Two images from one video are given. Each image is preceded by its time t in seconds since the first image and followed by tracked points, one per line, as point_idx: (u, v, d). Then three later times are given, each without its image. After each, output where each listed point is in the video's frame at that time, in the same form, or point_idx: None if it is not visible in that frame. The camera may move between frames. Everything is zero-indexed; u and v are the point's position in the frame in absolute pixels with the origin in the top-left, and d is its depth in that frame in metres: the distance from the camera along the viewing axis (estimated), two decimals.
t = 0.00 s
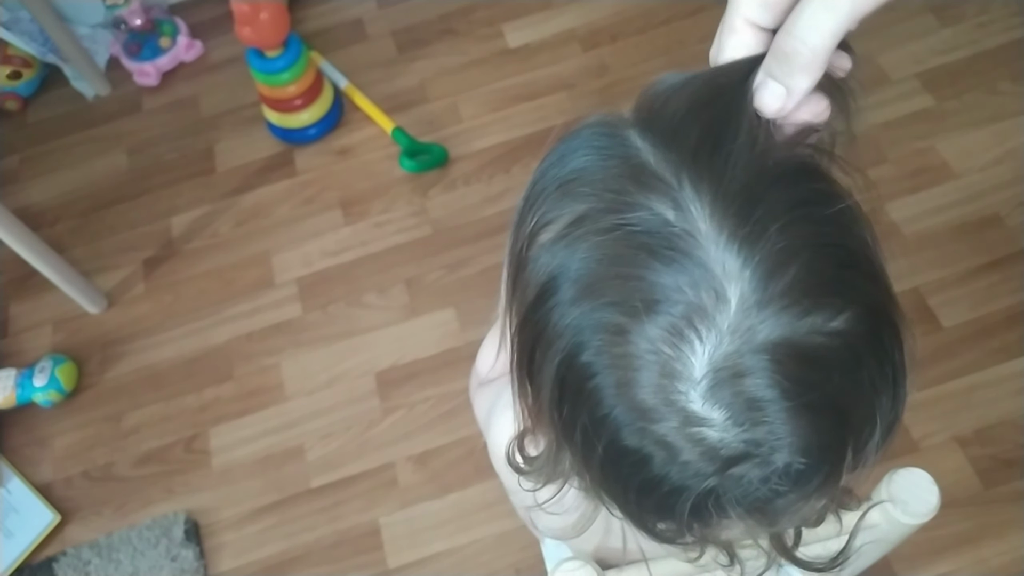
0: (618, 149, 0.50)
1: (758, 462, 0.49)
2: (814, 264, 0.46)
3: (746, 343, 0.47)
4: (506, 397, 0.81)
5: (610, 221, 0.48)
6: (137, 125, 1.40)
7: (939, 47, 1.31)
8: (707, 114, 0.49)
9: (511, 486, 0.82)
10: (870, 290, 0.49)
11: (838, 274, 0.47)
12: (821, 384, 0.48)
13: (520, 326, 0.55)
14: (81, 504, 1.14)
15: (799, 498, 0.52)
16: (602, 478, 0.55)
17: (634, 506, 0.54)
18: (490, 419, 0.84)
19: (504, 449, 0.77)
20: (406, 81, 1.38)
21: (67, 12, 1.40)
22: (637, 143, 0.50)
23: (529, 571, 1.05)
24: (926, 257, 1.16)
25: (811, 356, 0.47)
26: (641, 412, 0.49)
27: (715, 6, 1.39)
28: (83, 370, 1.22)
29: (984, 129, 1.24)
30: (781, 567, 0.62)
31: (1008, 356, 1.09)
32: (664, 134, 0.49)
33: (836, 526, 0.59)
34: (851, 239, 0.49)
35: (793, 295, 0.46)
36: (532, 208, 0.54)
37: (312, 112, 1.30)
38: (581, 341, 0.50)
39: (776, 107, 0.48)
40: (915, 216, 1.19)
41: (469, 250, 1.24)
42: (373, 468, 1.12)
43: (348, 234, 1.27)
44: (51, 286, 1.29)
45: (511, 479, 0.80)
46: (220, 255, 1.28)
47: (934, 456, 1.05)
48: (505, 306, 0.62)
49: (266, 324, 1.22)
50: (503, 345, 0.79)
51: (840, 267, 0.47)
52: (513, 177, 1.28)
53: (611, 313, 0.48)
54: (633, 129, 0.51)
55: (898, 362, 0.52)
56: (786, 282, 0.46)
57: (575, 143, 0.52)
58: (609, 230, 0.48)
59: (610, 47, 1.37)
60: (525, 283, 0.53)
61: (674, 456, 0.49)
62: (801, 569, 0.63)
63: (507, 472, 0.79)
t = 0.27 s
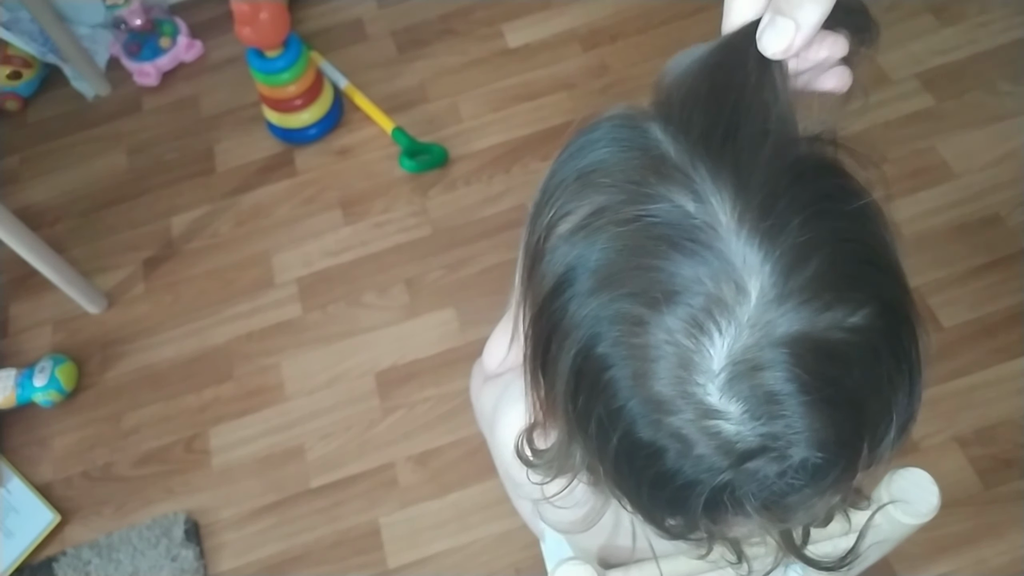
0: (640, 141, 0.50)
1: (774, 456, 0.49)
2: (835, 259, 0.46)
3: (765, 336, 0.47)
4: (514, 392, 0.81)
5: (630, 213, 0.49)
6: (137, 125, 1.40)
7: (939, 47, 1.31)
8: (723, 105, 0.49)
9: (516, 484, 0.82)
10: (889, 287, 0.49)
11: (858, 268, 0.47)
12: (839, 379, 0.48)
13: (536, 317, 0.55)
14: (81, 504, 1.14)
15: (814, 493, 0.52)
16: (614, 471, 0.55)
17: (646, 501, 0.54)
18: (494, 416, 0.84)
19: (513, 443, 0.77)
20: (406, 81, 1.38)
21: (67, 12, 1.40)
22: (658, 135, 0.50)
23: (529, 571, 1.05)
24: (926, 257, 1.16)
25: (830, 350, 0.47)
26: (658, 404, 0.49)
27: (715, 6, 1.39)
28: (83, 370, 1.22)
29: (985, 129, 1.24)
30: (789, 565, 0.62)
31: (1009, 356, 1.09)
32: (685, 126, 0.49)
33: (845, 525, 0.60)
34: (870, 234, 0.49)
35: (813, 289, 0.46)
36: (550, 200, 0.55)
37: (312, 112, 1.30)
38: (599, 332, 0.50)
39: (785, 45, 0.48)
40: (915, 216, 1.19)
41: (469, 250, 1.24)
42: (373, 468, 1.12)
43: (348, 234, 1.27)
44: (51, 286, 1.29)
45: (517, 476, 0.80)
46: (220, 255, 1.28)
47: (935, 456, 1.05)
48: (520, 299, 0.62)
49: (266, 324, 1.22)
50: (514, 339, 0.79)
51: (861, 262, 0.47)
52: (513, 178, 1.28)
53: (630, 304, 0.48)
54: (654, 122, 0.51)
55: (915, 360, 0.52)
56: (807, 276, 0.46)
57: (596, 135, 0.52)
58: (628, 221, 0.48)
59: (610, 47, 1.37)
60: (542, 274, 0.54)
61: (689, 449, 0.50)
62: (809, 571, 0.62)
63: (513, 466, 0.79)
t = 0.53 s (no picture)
0: (649, 132, 0.50)
1: (788, 443, 0.49)
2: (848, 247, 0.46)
3: (778, 324, 0.47)
4: (519, 387, 0.80)
5: (642, 202, 0.48)
6: (137, 125, 1.40)
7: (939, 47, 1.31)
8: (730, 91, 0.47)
9: (519, 481, 0.83)
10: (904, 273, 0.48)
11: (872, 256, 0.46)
12: (853, 366, 0.48)
13: (546, 309, 0.55)
14: (81, 504, 1.14)
15: (827, 481, 0.52)
16: (626, 461, 0.55)
17: (658, 491, 0.54)
18: (496, 414, 0.84)
19: (516, 440, 0.77)
20: (406, 81, 1.38)
21: (67, 12, 1.40)
22: (668, 124, 0.49)
23: (530, 571, 1.05)
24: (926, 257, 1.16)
25: (844, 338, 0.47)
26: (670, 394, 0.49)
27: (715, 6, 1.39)
28: (83, 370, 1.22)
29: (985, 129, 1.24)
30: (797, 564, 0.61)
31: (1009, 356, 1.09)
32: (695, 114, 0.49)
33: (854, 519, 0.60)
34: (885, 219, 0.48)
35: (825, 277, 0.45)
36: (559, 192, 0.54)
37: (312, 112, 1.30)
38: (610, 322, 0.50)
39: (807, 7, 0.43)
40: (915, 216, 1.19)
41: (469, 250, 1.24)
42: (373, 468, 1.12)
43: (348, 234, 1.27)
44: (52, 286, 1.29)
45: (520, 473, 0.80)
46: (220, 255, 1.28)
47: (934, 456, 1.05)
48: (529, 290, 0.62)
49: (266, 324, 1.22)
50: (521, 334, 0.79)
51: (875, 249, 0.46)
52: (513, 177, 1.28)
53: (642, 293, 0.48)
54: (664, 111, 0.50)
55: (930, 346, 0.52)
56: (819, 264, 0.46)
57: (605, 125, 0.52)
58: (640, 211, 0.48)
59: (610, 47, 1.37)
60: (553, 266, 0.54)
61: (701, 437, 0.50)
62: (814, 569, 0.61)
63: (517, 463, 0.79)
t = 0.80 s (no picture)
0: (647, 143, 0.50)
1: (783, 458, 0.49)
2: (845, 263, 0.46)
3: (774, 339, 0.47)
4: (517, 390, 0.80)
5: (638, 214, 0.49)
6: (137, 125, 1.40)
7: (939, 47, 1.31)
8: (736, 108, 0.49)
9: (518, 485, 0.83)
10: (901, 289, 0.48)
11: (870, 273, 0.46)
12: (849, 382, 0.48)
13: (543, 318, 0.55)
14: (81, 504, 1.14)
15: (822, 496, 0.52)
16: (621, 473, 0.55)
17: (653, 501, 0.55)
18: (494, 418, 0.84)
19: (515, 443, 0.77)
20: (406, 81, 1.38)
21: (67, 12, 1.40)
22: (667, 137, 0.50)
23: (529, 571, 1.05)
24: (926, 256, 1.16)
25: (840, 353, 0.47)
26: (665, 407, 0.49)
27: (714, 6, 1.39)
28: (83, 370, 1.22)
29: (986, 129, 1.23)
30: (793, 568, 0.63)
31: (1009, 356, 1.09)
32: (695, 127, 0.49)
33: (850, 525, 0.60)
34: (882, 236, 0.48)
35: (821, 293, 0.46)
36: (556, 201, 0.55)
37: (311, 112, 1.30)
38: (607, 334, 0.50)
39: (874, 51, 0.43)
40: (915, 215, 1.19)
41: (469, 250, 1.24)
42: (373, 468, 1.12)
43: (348, 234, 1.27)
44: (52, 286, 1.29)
45: (520, 477, 0.80)
46: (220, 255, 1.28)
47: (934, 456, 1.05)
48: (526, 299, 0.62)
49: (266, 324, 1.22)
50: (519, 339, 0.79)
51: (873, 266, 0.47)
52: (513, 178, 1.28)
53: (638, 306, 0.48)
54: (662, 123, 0.51)
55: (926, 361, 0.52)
56: (817, 279, 0.46)
57: (604, 136, 0.52)
58: (637, 224, 0.48)
59: (610, 47, 1.37)
60: (549, 275, 0.54)
61: (696, 451, 0.50)
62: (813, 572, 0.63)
63: (515, 468, 0.79)
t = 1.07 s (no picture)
0: (638, 142, 0.50)
1: (780, 455, 0.50)
2: (838, 258, 0.46)
3: (769, 336, 0.47)
4: (513, 392, 0.80)
5: (631, 214, 0.48)
6: (137, 125, 1.40)
7: (939, 47, 1.31)
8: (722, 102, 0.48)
9: (518, 486, 0.82)
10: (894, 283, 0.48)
11: (863, 267, 0.47)
12: (845, 377, 0.48)
13: (538, 318, 0.55)
14: (81, 504, 1.14)
15: (820, 491, 0.53)
16: (621, 471, 0.55)
17: (653, 500, 0.55)
18: (491, 420, 0.84)
19: (513, 445, 0.77)
20: (406, 81, 1.38)
21: (67, 12, 1.40)
22: (659, 135, 0.49)
23: (529, 571, 1.05)
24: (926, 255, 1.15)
25: (835, 348, 0.47)
26: (663, 405, 0.49)
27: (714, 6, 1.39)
28: (83, 370, 1.22)
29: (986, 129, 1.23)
30: (792, 565, 0.63)
31: (1009, 355, 1.09)
32: (686, 124, 0.49)
33: (848, 523, 0.60)
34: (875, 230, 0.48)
35: (816, 288, 0.46)
36: (549, 201, 0.54)
37: (312, 112, 1.30)
38: (603, 333, 0.50)
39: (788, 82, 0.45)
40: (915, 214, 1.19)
41: (469, 250, 1.24)
42: (373, 468, 1.12)
43: (348, 234, 1.27)
44: (52, 286, 1.29)
45: (519, 480, 0.80)
46: (220, 255, 1.28)
47: (935, 456, 1.05)
48: (521, 300, 0.62)
49: (266, 324, 1.22)
50: (514, 341, 0.79)
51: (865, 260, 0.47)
52: (513, 177, 1.28)
53: (632, 305, 0.48)
54: (654, 121, 0.50)
55: (920, 354, 0.53)
56: (812, 274, 0.46)
57: (596, 136, 0.52)
58: (630, 223, 0.48)
59: (610, 47, 1.37)
60: (544, 276, 0.54)
61: (694, 449, 0.50)
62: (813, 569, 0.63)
63: (514, 470, 0.79)
